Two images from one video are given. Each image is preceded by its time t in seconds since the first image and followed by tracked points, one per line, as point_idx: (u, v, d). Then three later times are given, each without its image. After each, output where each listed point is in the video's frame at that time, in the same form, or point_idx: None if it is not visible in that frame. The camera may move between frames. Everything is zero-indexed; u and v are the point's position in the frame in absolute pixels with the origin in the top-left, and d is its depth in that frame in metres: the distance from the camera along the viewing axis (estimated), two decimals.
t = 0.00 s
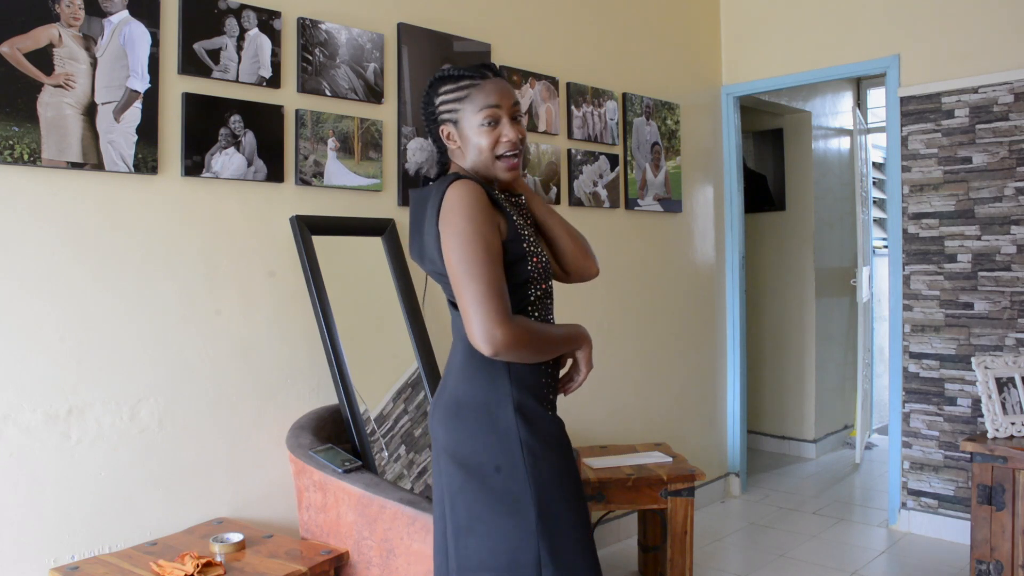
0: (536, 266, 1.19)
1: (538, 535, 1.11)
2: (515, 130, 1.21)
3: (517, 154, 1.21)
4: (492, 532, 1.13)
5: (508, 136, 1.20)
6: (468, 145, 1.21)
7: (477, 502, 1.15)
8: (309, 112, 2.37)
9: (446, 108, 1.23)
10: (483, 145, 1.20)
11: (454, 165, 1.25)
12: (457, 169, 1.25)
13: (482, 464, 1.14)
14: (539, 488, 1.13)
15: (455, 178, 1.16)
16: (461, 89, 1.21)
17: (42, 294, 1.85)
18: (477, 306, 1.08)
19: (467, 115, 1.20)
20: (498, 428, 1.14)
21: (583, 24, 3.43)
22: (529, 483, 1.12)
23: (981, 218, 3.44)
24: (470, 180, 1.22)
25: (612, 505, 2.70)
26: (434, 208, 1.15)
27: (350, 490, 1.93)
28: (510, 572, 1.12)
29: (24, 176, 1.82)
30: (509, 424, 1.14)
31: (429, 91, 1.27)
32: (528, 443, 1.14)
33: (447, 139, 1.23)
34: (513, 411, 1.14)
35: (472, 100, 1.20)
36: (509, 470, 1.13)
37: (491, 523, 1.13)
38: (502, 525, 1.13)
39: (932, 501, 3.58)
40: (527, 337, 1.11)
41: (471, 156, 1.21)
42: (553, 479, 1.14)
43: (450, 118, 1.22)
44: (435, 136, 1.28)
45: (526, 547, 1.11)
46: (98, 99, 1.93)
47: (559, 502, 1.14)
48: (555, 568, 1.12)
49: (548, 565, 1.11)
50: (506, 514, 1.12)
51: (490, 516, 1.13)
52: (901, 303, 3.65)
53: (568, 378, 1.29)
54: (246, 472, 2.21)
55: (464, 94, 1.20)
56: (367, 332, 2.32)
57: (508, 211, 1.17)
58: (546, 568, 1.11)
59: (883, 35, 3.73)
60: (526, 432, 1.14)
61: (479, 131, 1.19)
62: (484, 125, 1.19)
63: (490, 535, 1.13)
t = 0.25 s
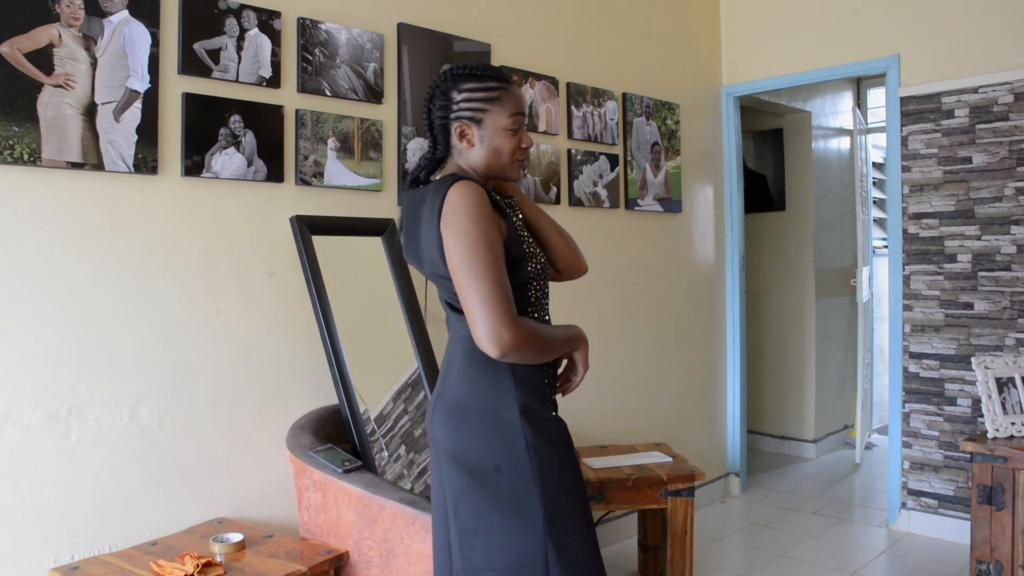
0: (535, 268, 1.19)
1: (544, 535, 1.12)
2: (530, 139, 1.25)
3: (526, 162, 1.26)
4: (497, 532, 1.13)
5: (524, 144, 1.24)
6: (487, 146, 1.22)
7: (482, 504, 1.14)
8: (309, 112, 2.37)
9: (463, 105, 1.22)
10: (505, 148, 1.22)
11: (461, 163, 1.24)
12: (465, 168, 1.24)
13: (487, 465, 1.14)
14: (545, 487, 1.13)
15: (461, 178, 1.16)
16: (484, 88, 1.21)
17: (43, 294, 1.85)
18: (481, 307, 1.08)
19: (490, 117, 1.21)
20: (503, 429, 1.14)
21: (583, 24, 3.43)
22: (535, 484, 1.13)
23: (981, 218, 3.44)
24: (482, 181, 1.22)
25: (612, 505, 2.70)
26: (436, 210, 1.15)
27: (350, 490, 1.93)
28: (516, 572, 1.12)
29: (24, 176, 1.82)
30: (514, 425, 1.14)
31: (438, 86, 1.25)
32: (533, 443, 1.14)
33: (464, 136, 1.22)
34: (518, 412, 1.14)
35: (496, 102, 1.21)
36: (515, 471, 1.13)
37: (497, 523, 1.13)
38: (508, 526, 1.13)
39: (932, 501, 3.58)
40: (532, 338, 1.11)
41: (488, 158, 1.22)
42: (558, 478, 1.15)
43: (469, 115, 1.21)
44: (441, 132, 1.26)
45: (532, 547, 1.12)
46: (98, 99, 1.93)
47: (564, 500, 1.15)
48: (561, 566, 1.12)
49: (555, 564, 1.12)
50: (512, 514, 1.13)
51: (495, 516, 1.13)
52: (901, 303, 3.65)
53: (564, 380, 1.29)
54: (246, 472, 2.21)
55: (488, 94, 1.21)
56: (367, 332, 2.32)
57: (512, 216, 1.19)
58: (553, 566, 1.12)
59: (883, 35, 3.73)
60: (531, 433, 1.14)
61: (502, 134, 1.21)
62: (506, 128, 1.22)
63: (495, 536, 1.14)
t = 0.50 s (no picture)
0: (538, 269, 1.20)
1: (551, 534, 1.12)
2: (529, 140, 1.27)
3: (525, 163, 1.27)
4: (504, 533, 1.13)
5: (524, 145, 1.25)
6: (489, 145, 1.22)
7: (488, 504, 1.14)
8: (309, 112, 2.37)
9: (466, 103, 1.22)
10: (506, 147, 1.23)
11: (461, 162, 1.24)
12: (466, 167, 1.24)
13: (494, 465, 1.14)
14: (551, 487, 1.13)
15: (467, 178, 1.16)
16: (488, 88, 1.22)
17: (43, 294, 1.85)
18: (492, 308, 1.08)
19: (493, 116, 1.22)
20: (509, 430, 1.14)
21: (583, 24, 3.43)
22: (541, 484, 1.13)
23: (981, 218, 3.44)
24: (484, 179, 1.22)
25: (612, 505, 2.70)
26: (441, 210, 1.14)
27: (350, 490, 1.93)
28: (523, 572, 1.12)
29: (24, 176, 1.82)
30: (520, 425, 1.13)
31: (439, 86, 1.25)
32: (540, 443, 1.14)
33: (466, 134, 1.22)
34: (525, 412, 1.14)
35: (499, 101, 1.22)
36: (521, 471, 1.13)
37: (504, 523, 1.13)
38: (515, 526, 1.13)
39: (932, 501, 3.58)
40: (542, 339, 1.11)
41: (490, 157, 1.23)
42: (564, 478, 1.15)
43: (472, 114, 1.21)
44: (441, 132, 1.25)
45: (540, 547, 1.12)
46: (98, 99, 1.93)
47: (569, 499, 1.15)
48: (567, 565, 1.13)
49: (561, 563, 1.12)
50: (519, 514, 1.13)
51: (502, 517, 1.13)
52: (901, 303, 3.65)
53: (564, 382, 1.30)
54: (246, 472, 2.21)
55: (491, 94, 1.22)
56: (367, 332, 2.32)
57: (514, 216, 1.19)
58: (560, 566, 1.12)
59: (882, 35, 3.73)
60: (537, 433, 1.14)
61: (504, 133, 1.22)
62: (508, 127, 1.22)
63: (502, 536, 1.13)
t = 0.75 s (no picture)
0: (538, 269, 1.20)
1: (551, 535, 1.13)
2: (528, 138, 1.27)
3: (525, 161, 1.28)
4: (503, 534, 1.13)
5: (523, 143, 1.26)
6: (489, 143, 1.23)
7: (487, 505, 1.14)
8: (309, 112, 2.37)
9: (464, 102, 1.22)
10: (506, 145, 1.23)
11: (461, 161, 1.24)
12: (466, 167, 1.24)
13: (493, 466, 1.14)
14: (550, 487, 1.14)
15: (467, 178, 1.16)
16: (486, 86, 1.22)
17: (43, 294, 1.85)
18: (491, 308, 1.08)
19: (493, 115, 1.22)
20: (509, 431, 1.14)
21: (583, 24, 3.43)
22: (540, 485, 1.13)
23: (981, 218, 3.44)
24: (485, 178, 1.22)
25: (612, 505, 2.70)
26: (441, 210, 1.14)
27: (350, 490, 1.93)
28: (522, 572, 1.12)
29: (24, 176, 1.82)
30: (519, 426, 1.14)
31: (437, 86, 1.25)
32: (539, 444, 1.14)
33: (466, 133, 1.22)
34: (525, 414, 1.14)
35: (498, 100, 1.22)
36: (521, 472, 1.13)
37: (503, 524, 1.13)
38: (514, 527, 1.13)
39: (932, 501, 3.58)
40: (541, 340, 1.11)
41: (490, 155, 1.23)
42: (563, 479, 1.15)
43: (471, 113, 1.21)
44: (440, 132, 1.25)
45: (539, 547, 1.12)
46: (98, 99, 1.93)
47: (568, 500, 1.16)
48: (566, 565, 1.13)
49: (561, 563, 1.13)
50: (518, 515, 1.13)
51: (501, 518, 1.13)
52: (901, 303, 3.65)
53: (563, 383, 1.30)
54: (246, 472, 2.21)
55: (490, 92, 1.22)
56: (367, 332, 2.32)
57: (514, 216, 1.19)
58: (559, 566, 1.12)
59: (883, 35, 3.73)
60: (536, 434, 1.14)
61: (503, 131, 1.23)
62: (507, 125, 1.23)
63: (500, 537, 1.14)
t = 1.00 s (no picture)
0: (537, 269, 1.20)
1: (549, 535, 1.12)
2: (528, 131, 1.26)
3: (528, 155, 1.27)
4: (501, 534, 1.13)
5: (523, 137, 1.25)
6: (490, 140, 1.22)
7: (486, 506, 1.14)
8: (309, 112, 2.37)
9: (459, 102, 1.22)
10: (506, 140, 1.22)
11: (462, 160, 1.24)
12: (467, 165, 1.24)
13: (492, 466, 1.14)
14: (549, 488, 1.14)
15: (466, 178, 1.15)
16: (480, 84, 1.21)
17: (43, 294, 1.85)
18: (486, 310, 1.08)
19: (489, 111, 1.21)
20: (507, 431, 1.13)
21: (583, 24, 3.43)
22: (539, 485, 1.13)
23: (981, 218, 3.44)
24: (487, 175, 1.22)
25: (613, 505, 2.70)
26: (439, 210, 1.14)
27: (350, 490, 1.93)
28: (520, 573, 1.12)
29: (24, 175, 1.82)
30: (518, 427, 1.13)
31: (431, 87, 1.25)
32: (538, 444, 1.14)
33: (463, 132, 1.22)
34: (524, 414, 1.14)
35: (492, 96, 1.22)
36: (519, 472, 1.13)
37: (501, 525, 1.13)
38: (512, 527, 1.13)
39: (932, 501, 3.58)
40: (535, 340, 1.11)
41: (490, 152, 1.22)
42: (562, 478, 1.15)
43: (467, 111, 1.21)
44: (439, 131, 1.25)
45: (537, 548, 1.12)
46: (98, 99, 1.93)
47: (567, 501, 1.16)
48: (565, 566, 1.13)
49: (559, 564, 1.12)
50: (516, 516, 1.13)
51: (499, 518, 1.13)
52: (901, 303, 3.65)
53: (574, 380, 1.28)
54: (246, 472, 2.21)
55: (485, 89, 1.21)
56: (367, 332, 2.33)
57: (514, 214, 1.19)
58: (557, 567, 1.12)
59: (883, 35, 3.73)
60: (535, 434, 1.14)
61: (502, 127, 1.22)
62: (504, 121, 1.22)
63: (498, 538, 1.13)
